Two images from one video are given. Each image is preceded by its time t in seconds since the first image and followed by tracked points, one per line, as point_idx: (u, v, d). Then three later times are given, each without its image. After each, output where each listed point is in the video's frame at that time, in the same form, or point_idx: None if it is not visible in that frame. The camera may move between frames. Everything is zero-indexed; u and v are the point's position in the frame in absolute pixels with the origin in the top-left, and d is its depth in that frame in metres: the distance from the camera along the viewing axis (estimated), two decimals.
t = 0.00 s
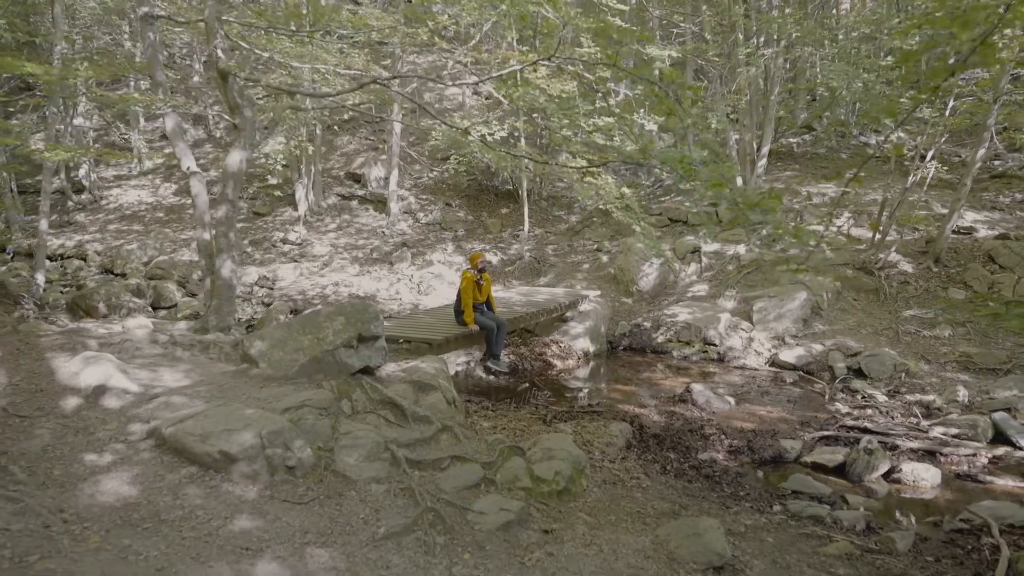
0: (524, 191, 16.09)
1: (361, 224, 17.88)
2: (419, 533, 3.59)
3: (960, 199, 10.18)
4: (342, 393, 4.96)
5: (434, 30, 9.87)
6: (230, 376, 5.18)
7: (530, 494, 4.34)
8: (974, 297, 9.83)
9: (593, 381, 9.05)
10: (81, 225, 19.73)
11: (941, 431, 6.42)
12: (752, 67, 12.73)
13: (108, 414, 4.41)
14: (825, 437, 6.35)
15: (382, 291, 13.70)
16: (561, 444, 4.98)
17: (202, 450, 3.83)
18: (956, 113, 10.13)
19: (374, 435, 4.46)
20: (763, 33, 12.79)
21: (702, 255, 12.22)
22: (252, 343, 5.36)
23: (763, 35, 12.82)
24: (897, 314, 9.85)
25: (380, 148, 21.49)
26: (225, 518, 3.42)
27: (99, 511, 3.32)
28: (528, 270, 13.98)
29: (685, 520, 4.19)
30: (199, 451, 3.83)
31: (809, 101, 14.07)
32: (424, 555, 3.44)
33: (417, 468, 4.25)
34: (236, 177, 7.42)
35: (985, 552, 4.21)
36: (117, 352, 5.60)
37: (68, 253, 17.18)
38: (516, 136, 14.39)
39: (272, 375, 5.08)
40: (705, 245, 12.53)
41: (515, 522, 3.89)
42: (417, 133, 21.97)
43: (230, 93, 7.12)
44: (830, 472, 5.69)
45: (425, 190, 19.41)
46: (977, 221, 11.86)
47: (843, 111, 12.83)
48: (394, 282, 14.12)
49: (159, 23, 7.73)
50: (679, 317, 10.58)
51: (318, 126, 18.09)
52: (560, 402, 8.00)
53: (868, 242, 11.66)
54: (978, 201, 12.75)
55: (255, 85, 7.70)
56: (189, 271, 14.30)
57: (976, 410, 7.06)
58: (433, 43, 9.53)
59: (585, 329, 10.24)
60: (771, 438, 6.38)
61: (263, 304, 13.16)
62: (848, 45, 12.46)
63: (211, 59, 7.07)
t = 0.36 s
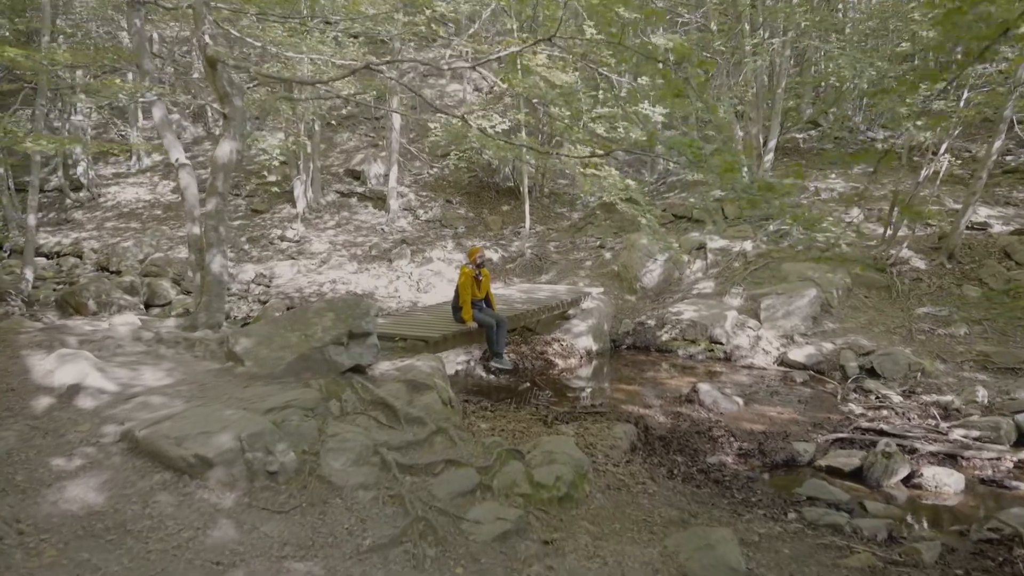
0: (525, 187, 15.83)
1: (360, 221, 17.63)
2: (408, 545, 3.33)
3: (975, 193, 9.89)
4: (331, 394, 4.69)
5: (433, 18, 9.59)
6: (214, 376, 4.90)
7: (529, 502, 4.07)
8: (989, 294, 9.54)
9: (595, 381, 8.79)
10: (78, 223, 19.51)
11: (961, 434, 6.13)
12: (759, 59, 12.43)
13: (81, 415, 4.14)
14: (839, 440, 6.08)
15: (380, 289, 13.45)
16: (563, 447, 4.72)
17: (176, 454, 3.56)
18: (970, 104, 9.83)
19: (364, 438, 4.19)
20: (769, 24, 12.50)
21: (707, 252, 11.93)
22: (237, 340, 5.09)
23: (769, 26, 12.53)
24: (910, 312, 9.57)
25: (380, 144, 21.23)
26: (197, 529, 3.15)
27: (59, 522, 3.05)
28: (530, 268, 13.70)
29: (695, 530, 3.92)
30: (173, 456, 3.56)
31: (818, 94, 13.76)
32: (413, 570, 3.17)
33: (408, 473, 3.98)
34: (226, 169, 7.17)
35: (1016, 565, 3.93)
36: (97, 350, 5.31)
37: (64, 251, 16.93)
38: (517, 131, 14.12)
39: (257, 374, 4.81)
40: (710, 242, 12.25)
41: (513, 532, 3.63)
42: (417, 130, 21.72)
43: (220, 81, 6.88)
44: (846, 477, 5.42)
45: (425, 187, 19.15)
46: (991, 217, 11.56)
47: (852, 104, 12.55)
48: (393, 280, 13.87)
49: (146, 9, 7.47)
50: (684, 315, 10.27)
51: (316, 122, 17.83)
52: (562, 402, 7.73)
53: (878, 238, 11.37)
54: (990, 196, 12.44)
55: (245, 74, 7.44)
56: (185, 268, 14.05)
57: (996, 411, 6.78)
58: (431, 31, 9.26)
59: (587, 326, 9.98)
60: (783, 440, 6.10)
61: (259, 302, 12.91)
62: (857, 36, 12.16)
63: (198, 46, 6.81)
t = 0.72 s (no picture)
0: (529, 183, 15.55)
1: (361, 218, 17.35)
2: (400, 560, 3.05)
3: (994, 187, 9.57)
4: (322, 394, 4.41)
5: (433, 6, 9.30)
6: (199, 375, 4.62)
7: (532, 510, 3.80)
8: (1008, 291, 9.23)
9: (601, 380, 8.50)
10: (76, 220, 19.27)
11: (987, 436, 5.83)
12: (768, 51, 12.11)
13: (53, 416, 3.86)
14: (859, 443, 5.78)
15: (381, 286, 13.18)
16: (569, 450, 4.44)
17: (149, 459, 3.27)
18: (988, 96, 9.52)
19: (356, 441, 3.90)
20: (779, 15, 12.18)
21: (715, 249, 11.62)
22: (224, 337, 4.81)
23: (779, 17, 12.21)
24: (926, 310, 9.26)
25: (382, 141, 20.96)
26: (168, 543, 2.87)
27: (15, 534, 2.77)
28: (533, 265, 13.41)
29: (712, 541, 3.64)
30: (146, 461, 3.28)
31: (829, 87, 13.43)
32: None
33: (403, 479, 3.70)
34: (217, 160, 6.89)
35: None
36: (78, 347, 5.04)
37: (61, 248, 16.70)
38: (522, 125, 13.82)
39: (244, 373, 4.53)
40: (719, 238, 11.95)
41: (515, 545, 3.35)
42: (419, 126, 21.45)
43: (210, 68, 6.52)
44: (868, 482, 5.13)
45: (427, 184, 18.88)
46: (1007, 212, 11.24)
47: (863, 96, 12.24)
48: (394, 277, 13.59)
49: None
50: (692, 313, 9.97)
51: (317, 117, 17.55)
52: (567, 403, 7.45)
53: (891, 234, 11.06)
54: (1007, 192, 12.11)
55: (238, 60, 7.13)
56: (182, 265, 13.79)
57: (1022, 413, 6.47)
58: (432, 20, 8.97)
59: (592, 325, 9.70)
60: (799, 444, 5.81)
61: (257, 300, 12.65)
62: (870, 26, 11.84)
63: (187, 31, 6.49)
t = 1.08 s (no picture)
0: (529, 180, 15.25)
1: (359, 216, 17.06)
2: None
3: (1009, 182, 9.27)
4: (308, 398, 4.12)
5: None
6: (177, 378, 4.33)
7: (533, 525, 3.52)
8: None
9: (603, 382, 8.22)
10: (70, 218, 18.97)
11: (1012, 442, 5.55)
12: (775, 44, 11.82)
13: (15, 423, 3.57)
14: (876, 449, 5.50)
15: (378, 285, 12.89)
16: (572, 459, 4.16)
17: (114, 472, 2.99)
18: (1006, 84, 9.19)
19: (342, 451, 3.62)
20: (786, 6, 11.89)
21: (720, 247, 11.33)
22: (204, 336, 4.52)
23: (786, 8, 11.92)
24: (939, 309, 8.97)
25: (380, 138, 20.65)
26: (129, 567, 2.59)
27: None
28: (534, 264, 13.12)
29: (728, 560, 3.36)
30: (111, 474, 2.99)
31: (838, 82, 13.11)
32: None
33: (393, 492, 3.42)
34: (204, 152, 6.60)
35: None
36: (50, 348, 4.75)
37: (53, 247, 16.41)
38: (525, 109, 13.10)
39: (225, 375, 4.25)
40: (724, 236, 11.67)
41: (515, 565, 3.07)
42: (418, 123, 21.16)
43: (196, 55, 6.24)
44: (887, 491, 4.85)
45: (426, 182, 18.58)
46: (1021, 209, 10.95)
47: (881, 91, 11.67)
48: (392, 276, 13.31)
49: None
50: (697, 313, 9.68)
51: (313, 113, 17.25)
52: (568, 406, 7.16)
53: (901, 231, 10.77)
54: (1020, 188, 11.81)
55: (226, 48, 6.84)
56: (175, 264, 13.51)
57: None
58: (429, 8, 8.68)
59: (595, 325, 9.42)
60: (813, 450, 5.53)
61: (251, 299, 12.36)
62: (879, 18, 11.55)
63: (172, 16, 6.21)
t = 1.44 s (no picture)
0: (533, 177, 14.94)
1: (359, 214, 16.77)
2: None
3: None
4: (294, 403, 3.82)
5: None
6: (154, 382, 4.03)
7: (538, 544, 3.22)
8: None
9: (609, 384, 7.91)
10: (67, 216, 18.72)
11: None
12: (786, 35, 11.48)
13: None
14: (900, 457, 5.19)
15: (378, 284, 12.59)
16: (580, 469, 3.85)
17: (71, 488, 2.69)
18: None
19: (329, 463, 3.31)
20: None
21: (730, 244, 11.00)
22: (184, 336, 4.22)
23: None
24: (958, 309, 8.65)
25: (381, 134, 20.35)
26: None
27: None
28: (537, 263, 12.82)
29: None
30: (67, 490, 2.69)
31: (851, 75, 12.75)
32: None
33: (383, 509, 3.11)
34: (193, 144, 6.29)
35: None
36: (22, 349, 4.46)
37: (49, 245, 16.14)
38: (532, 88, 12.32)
39: (205, 379, 3.94)
40: (732, 235, 11.33)
41: None
42: (420, 120, 20.86)
43: (183, 40, 5.93)
44: (915, 504, 4.54)
45: (427, 179, 18.28)
46: None
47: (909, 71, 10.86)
48: (392, 275, 13.01)
49: None
50: (706, 312, 9.36)
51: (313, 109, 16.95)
52: (573, 409, 6.86)
53: (917, 229, 10.43)
54: None
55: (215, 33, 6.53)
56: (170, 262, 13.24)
57: None
58: None
59: (600, 325, 9.11)
60: (834, 458, 5.22)
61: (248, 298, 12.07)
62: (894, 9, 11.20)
63: None
